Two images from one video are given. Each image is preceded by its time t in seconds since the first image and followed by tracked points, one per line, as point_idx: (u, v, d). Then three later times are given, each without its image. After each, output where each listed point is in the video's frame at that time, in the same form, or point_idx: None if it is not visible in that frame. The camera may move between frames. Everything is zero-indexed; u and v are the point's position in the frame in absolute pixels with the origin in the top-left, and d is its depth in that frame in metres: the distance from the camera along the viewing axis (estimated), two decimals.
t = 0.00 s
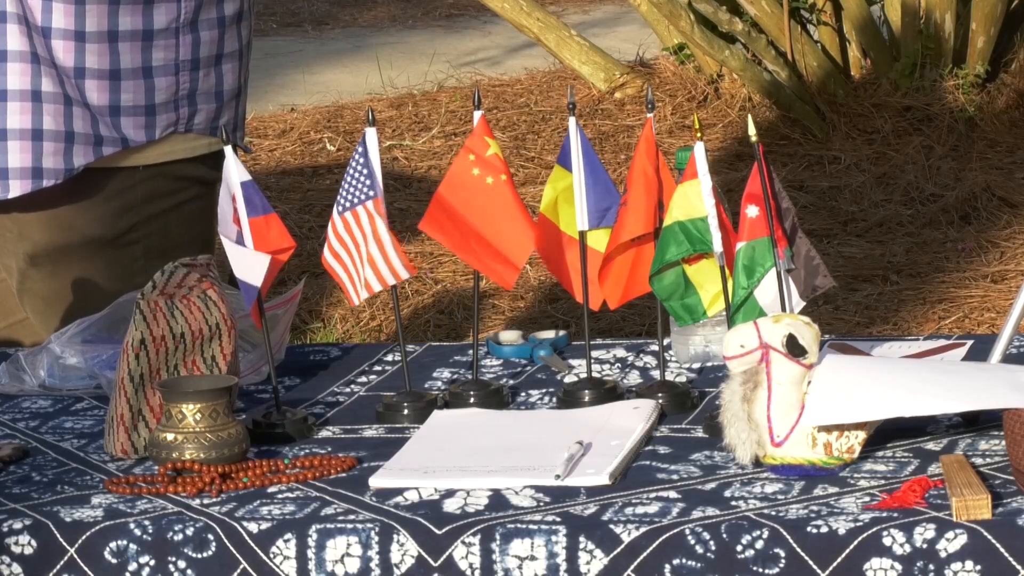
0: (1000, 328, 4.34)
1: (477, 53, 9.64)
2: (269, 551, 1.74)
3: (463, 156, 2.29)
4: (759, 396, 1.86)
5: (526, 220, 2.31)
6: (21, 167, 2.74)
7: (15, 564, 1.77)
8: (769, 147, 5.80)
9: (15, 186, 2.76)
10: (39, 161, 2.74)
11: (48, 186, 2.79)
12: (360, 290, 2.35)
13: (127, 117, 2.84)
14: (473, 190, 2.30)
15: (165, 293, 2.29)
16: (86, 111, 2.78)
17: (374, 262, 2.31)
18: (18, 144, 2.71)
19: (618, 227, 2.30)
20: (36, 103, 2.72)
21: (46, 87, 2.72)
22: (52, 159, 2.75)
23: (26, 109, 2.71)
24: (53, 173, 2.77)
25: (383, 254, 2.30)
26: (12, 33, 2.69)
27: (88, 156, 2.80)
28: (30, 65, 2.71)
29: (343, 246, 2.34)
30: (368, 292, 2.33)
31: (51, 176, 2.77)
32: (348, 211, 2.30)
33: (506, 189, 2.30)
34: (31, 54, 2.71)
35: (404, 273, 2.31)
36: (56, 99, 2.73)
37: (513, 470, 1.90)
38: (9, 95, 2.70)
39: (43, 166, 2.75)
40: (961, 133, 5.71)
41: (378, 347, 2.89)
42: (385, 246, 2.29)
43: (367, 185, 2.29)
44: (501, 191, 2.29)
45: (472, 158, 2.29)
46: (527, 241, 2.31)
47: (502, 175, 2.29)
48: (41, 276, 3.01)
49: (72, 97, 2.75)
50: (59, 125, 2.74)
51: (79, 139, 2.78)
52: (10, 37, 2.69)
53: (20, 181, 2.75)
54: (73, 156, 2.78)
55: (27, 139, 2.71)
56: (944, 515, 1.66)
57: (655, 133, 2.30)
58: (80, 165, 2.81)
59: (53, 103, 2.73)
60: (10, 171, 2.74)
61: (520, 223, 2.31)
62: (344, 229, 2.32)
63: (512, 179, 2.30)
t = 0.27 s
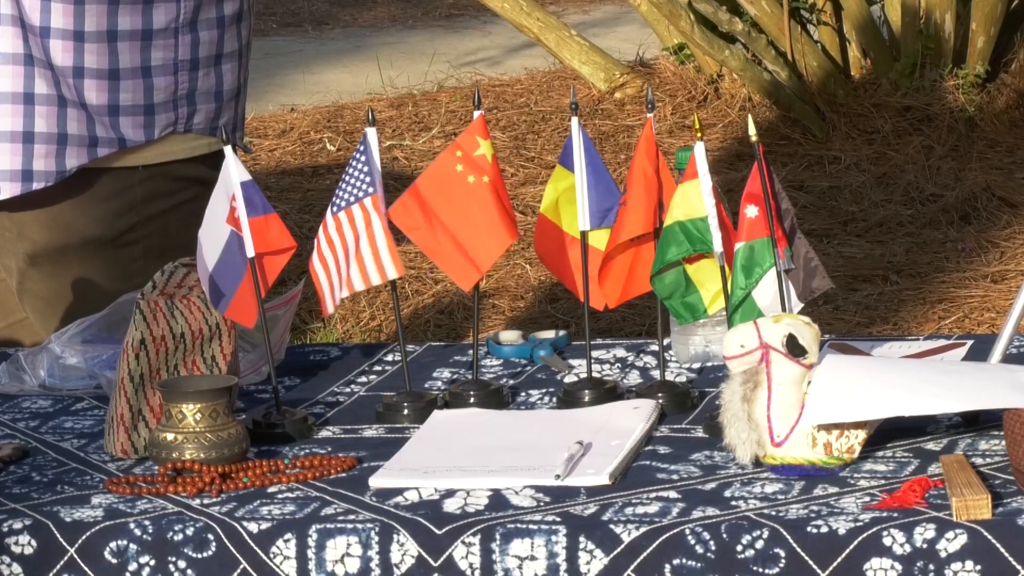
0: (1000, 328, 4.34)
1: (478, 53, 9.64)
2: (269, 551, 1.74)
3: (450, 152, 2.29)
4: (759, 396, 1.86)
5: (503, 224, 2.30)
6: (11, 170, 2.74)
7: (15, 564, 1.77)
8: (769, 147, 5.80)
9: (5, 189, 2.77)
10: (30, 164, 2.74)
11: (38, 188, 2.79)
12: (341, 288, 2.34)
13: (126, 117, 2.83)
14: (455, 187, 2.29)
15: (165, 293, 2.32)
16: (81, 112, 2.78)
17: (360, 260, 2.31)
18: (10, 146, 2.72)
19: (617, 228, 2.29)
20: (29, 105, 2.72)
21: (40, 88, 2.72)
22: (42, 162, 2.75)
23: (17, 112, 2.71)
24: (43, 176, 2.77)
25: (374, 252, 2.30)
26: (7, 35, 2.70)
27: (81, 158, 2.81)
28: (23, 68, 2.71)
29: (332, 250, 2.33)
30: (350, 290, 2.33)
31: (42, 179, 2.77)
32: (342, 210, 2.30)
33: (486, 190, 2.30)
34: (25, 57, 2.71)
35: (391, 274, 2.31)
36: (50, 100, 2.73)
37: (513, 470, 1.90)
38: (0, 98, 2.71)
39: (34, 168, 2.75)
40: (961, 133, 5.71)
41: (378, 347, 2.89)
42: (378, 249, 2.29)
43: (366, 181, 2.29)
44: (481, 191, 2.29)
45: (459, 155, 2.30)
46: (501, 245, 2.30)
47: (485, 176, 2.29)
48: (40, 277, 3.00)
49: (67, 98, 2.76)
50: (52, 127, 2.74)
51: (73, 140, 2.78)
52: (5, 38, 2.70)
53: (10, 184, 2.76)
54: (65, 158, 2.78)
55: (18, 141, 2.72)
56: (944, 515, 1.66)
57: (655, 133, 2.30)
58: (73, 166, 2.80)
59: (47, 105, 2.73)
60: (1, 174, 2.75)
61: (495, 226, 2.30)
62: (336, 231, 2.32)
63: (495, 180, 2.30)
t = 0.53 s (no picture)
0: (1000, 328, 4.34)
1: (478, 53, 9.64)
2: (269, 551, 1.74)
3: (463, 157, 2.30)
4: (759, 396, 1.86)
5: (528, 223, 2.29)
6: (7, 170, 2.75)
7: (15, 564, 1.77)
8: (769, 147, 5.80)
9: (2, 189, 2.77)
10: (25, 165, 2.75)
11: (34, 189, 2.80)
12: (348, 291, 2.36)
13: (122, 118, 2.84)
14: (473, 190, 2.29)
15: (165, 293, 2.30)
16: (77, 113, 2.78)
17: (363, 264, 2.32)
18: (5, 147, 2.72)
19: (617, 228, 2.30)
20: (24, 106, 2.72)
21: (35, 89, 2.72)
22: (38, 162, 2.76)
23: (14, 112, 2.71)
24: (39, 176, 2.78)
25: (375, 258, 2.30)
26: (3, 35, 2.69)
27: (77, 158, 2.81)
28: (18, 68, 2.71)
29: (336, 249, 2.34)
30: (354, 293, 2.35)
31: (37, 180, 2.78)
32: (344, 211, 2.30)
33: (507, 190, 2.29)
34: (20, 57, 2.71)
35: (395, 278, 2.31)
36: (45, 101, 2.74)
37: (513, 470, 1.90)
38: None
39: (29, 169, 2.76)
40: (961, 133, 5.71)
41: (378, 347, 2.88)
42: (378, 253, 2.29)
43: (365, 183, 2.28)
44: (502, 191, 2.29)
45: (473, 159, 2.30)
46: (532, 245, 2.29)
47: (503, 175, 2.29)
48: (37, 277, 3.00)
49: (62, 98, 2.76)
50: (47, 128, 2.74)
51: (69, 141, 2.78)
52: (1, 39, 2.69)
53: (7, 184, 2.77)
54: (61, 159, 2.78)
55: (13, 142, 2.72)
56: (945, 515, 1.66)
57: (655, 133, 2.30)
58: (69, 166, 2.81)
59: (42, 106, 2.73)
60: None
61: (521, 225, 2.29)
62: (339, 230, 2.33)
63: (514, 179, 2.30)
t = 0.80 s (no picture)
0: (1000, 328, 4.34)
1: (478, 53, 9.64)
2: (269, 551, 1.74)
3: (448, 156, 2.29)
4: (759, 397, 1.86)
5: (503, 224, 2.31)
6: (7, 171, 2.75)
7: (15, 564, 1.77)
8: (769, 147, 5.80)
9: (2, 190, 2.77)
10: (25, 165, 2.75)
11: (35, 189, 2.80)
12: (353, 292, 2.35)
13: (122, 118, 2.83)
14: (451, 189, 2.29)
15: (165, 293, 2.31)
16: (77, 113, 2.78)
17: (368, 262, 2.31)
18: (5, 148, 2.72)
19: (615, 228, 2.29)
20: (24, 106, 2.72)
21: (35, 90, 2.73)
22: (39, 162, 2.76)
23: (14, 112, 2.72)
24: (40, 176, 2.78)
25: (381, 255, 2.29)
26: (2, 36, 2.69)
27: (78, 159, 2.81)
28: (18, 69, 2.71)
29: (335, 251, 2.34)
30: (359, 292, 2.33)
31: (38, 179, 2.78)
32: (344, 211, 2.31)
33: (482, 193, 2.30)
34: (20, 58, 2.71)
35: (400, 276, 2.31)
36: (45, 102, 2.74)
37: (513, 470, 1.90)
38: None
39: (30, 169, 2.76)
40: (961, 133, 5.71)
41: (378, 347, 2.88)
42: (383, 248, 2.29)
43: (367, 183, 2.29)
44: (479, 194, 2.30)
45: (456, 158, 2.29)
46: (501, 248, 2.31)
47: (481, 178, 2.29)
48: (36, 277, 2.99)
49: (62, 99, 2.76)
50: (47, 128, 2.74)
51: (69, 141, 2.78)
52: None
53: (7, 184, 2.77)
54: (62, 159, 2.79)
55: (14, 142, 2.72)
56: (944, 515, 1.66)
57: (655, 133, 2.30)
58: (71, 166, 2.81)
59: (42, 106, 2.74)
60: None
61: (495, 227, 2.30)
62: (340, 231, 2.32)
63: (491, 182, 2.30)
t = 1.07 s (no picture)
0: (1000, 328, 4.34)
1: (477, 53, 9.64)
2: (269, 551, 1.74)
3: (456, 157, 2.29)
4: (759, 397, 1.86)
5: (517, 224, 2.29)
6: (11, 172, 2.74)
7: (15, 564, 1.77)
8: (769, 147, 5.80)
9: (5, 191, 2.77)
10: (30, 166, 2.74)
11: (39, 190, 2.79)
12: (350, 292, 2.34)
13: (123, 120, 2.83)
14: (461, 189, 2.29)
15: (165, 293, 2.31)
16: (79, 114, 2.78)
17: (367, 262, 2.31)
18: (9, 149, 2.71)
19: (616, 228, 2.29)
20: (27, 107, 2.72)
21: (37, 91, 2.73)
22: (43, 163, 2.75)
23: (17, 114, 2.71)
24: (44, 177, 2.77)
25: (381, 255, 2.30)
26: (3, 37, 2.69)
27: (81, 159, 2.81)
28: (21, 69, 2.71)
29: (333, 250, 2.34)
30: (357, 292, 2.33)
31: (43, 180, 2.77)
32: (343, 211, 2.30)
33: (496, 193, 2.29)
34: (22, 58, 2.71)
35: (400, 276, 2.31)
36: (47, 103, 2.74)
37: (513, 470, 1.90)
38: None
39: (34, 170, 2.76)
40: (961, 133, 5.70)
41: (378, 347, 2.88)
42: (383, 249, 2.29)
43: (368, 182, 2.29)
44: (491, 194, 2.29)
45: (466, 159, 2.29)
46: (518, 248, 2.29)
47: (492, 177, 2.29)
48: (35, 277, 3.00)
49: (65, 100, 2.76)
50: (51, 129, 2.74)
51: (72, 142, 2.78)
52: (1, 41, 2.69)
53: (11, 185, 2.76)
54: (65, 160, 2.78)
55: (17, 143, 2.71)
56: (945, 515, 1.66)
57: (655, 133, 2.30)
58: (74, 167, 2.81)
59: (45, 107, 2.74)
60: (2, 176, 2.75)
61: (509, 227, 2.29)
62: (339, 231, 2.32)
63: (504, 183, 2.30)
